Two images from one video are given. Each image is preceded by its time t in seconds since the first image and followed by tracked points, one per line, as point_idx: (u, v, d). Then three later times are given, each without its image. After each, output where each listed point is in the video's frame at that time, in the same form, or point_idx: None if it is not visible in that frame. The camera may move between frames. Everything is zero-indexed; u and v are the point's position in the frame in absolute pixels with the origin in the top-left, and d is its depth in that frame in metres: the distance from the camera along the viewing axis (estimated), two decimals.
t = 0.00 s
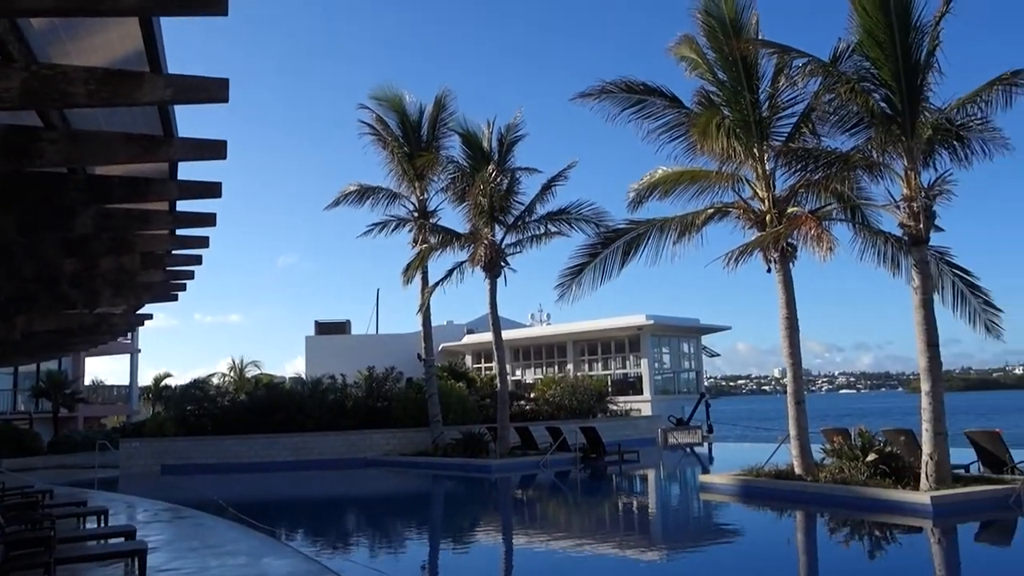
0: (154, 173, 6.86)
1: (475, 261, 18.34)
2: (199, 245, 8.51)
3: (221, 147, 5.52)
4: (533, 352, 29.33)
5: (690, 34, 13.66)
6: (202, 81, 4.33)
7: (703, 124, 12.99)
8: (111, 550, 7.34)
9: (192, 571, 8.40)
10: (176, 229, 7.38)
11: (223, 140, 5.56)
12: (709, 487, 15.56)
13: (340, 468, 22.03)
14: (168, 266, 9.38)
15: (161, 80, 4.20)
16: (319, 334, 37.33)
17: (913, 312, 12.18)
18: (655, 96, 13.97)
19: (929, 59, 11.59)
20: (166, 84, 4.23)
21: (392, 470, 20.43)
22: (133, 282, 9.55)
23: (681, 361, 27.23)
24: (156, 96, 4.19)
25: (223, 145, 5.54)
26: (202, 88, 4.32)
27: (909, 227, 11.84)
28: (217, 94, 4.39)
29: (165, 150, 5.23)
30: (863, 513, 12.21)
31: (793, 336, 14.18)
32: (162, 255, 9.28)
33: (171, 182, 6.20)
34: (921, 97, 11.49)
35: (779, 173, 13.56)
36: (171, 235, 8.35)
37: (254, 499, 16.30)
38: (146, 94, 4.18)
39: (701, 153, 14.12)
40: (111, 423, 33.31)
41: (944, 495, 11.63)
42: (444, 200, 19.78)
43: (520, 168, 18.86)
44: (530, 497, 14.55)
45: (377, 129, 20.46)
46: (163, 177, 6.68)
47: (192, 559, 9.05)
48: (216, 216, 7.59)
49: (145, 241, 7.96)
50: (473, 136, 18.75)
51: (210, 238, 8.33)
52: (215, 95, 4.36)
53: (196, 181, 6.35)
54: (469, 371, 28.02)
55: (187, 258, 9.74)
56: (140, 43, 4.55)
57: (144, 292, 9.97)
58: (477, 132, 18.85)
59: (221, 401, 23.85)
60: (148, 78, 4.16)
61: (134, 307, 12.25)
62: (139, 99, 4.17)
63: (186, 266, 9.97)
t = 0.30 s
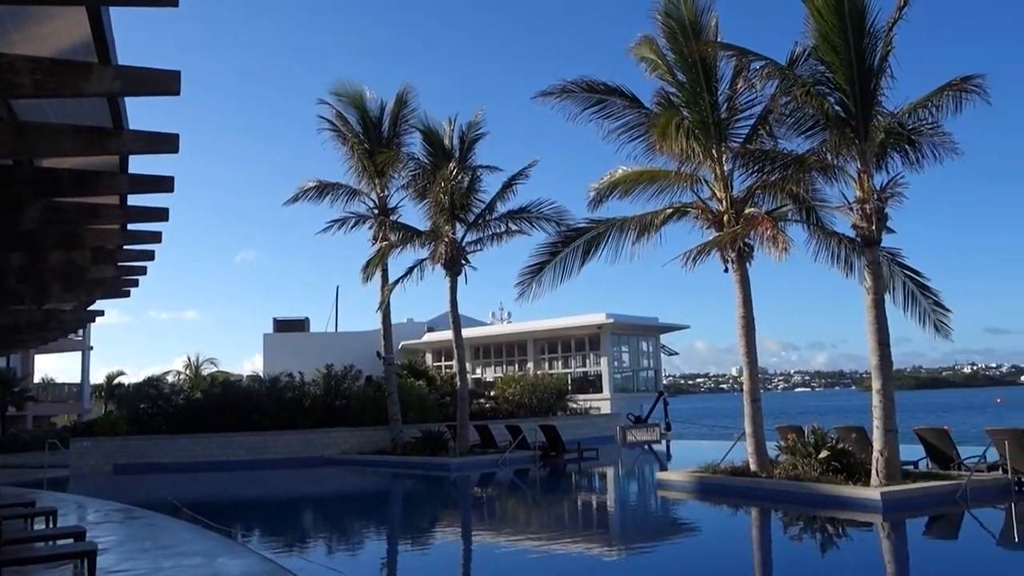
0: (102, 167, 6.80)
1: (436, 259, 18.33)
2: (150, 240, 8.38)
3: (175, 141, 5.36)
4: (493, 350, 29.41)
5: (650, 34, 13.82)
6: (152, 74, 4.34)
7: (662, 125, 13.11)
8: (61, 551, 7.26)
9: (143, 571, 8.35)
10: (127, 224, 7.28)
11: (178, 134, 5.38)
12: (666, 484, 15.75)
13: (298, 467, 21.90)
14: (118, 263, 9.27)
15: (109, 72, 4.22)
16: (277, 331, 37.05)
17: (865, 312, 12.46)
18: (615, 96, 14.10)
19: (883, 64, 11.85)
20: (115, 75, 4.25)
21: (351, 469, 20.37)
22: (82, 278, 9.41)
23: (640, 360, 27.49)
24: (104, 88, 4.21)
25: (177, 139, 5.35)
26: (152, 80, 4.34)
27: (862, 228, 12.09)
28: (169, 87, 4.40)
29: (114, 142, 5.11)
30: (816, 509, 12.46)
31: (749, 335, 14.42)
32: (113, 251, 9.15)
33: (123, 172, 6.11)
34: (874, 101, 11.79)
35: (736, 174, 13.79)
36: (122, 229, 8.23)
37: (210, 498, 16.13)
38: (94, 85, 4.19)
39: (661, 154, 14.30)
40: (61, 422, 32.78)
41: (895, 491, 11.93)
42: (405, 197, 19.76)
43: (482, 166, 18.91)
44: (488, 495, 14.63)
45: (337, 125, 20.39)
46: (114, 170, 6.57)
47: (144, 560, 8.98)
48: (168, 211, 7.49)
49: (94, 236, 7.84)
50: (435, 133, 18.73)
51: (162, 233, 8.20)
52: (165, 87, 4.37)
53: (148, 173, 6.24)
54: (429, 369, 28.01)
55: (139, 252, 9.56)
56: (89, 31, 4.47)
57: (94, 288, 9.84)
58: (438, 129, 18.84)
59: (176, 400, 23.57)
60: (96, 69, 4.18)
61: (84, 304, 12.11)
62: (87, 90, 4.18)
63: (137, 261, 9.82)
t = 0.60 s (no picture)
0: (53, 159, 6.74)
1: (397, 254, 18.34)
2: (103, 233, 8.29)
3: (125, 130, 5.43)
4: (453, 346, 29.46)
5: (611, 33, 13.99)
6: (99, 61, 4.68)
7: (623, 123, 13.25)
8: (11, 550, 7.20)
9: (93, 570, 8.30)
10: (77, 216, 7.21)
11: (132, 124, 5.45)
12: (625, 478, 15.98)
13: (256, 463, 21.78)
14: (69, 256, 9.19)
15: (56, 61, 4.59)
16: (235, 326, 36.73)
17: (818, 309, 12.74)
18: (576, 93, 14.24)
19: (838, 65, 12.10)
20: (63, 63, 4.62)
21: (310, 465, 20.31)
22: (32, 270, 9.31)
23: (600, 356, 27.72)
24: (52, 75, 4.58)
25: (129, 129, 5.43)
26: (98, 68, 4.68)
27: (816, 227, 12.35)
28: (117, 74, 4.74)
29: (65, 132, 5.37)
30: (770, 503, 12.72)
31: (706, 331, 14.67)
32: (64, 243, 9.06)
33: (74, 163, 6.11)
34: (830, 102, 12.02)
35: (695, 172, 13.99)
36: (74, 222, 8.15)
37: (166, 496, 15.99)
38: (42, 72, 4.57)
39: (622, 151, 14.49)
40: (11, 418, 32.17)
41: (846, 485, 12.24)
42: (366, 191, 19.75)
43: (443, 161, 18.97)
44: (449, 490, 14.75)
45: (297, 118, 20.29)
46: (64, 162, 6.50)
47: (95, 559, 8.90)
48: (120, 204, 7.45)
49: (44, 228, 7.77)
50: (396, 127, 18.72)
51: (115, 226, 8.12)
52: (113, 75, 4.72)
53: (101, 165, 6.21)
54: (389, 364, 28.00)
55: (91, 246, 9.47)
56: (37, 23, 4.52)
57: (44, 281, 9.73)
58: (399, 124, 18.84)
59: (130, 395, 23.32)
60: (44, 57, 4.56)
61: (34, 297, 11.95)
62: (34, 76, 4.55)
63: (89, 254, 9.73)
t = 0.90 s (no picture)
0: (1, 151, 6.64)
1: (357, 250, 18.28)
2: (53, 226, 8.18)
3: (76, 122, 5.49)
4: (415, 343, 29.41)
5: (574, 31, 14.08)
6: (50, 51, 4.68)
7: (585, 120, 13.43)
8: None
9: (43, 570, 8.19)
10: (26, 208, 7.12)
11: (80, 115, 5.52)
12: (585, 474, 16.11)
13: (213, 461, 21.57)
14: (17, 249, 9.04)
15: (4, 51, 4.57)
16: (193, 322, 36.29)
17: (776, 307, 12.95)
18: (538, 90, 14.29)
19: (796, 67, 12.30)
20: (11, 53, 4.60)
21: (269, 463, 20.17)
22: None
23: (562, 353, 27.86)
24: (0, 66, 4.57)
25: (77, 120, 5.50)
26: (49, 58, 4.68)
27: (773, 226, 12.56)
28: (67, 64, 4.74)
29: (13, 121, 5.35)
30: (727, 498, 12.92)
31: (666, 329, 14.83)
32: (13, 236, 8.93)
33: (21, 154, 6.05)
34: (788, 103, 12.21)
35: (655, 171, 14.11)
36: (23, 214, 8.04)
37: (120, 494, 15.78)
38: None
39: (583, 149, 14.60)
40: None
41: (800, 480, 12.48)
42: (327, 186, 19.66)
43: (405, 157, 18.95)
44: (409, 488, 14.76)
45: (257, 112, 20.09)
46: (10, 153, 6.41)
47: (45, 559, 8.77)
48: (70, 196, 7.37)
49: None
50: (358, 122, 18.66)
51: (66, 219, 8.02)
52: (63, 64, 4.72)
53: (50, 156, 6.17)
54: (350, 361, 27.89)
55: (41, 239, 9.33)
56: None
57: None
58: (361, 119, 18.78)
59: (83, 392, 22.93)
60: None
61: None
62: None
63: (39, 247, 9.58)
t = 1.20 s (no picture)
0: None
1: (319, 246, 18.17)
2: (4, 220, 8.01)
3: (25, 111, 5.07)
4: (377, 339, 29.29)
5: (538, 28, 14.11)
6: None
7: (549, 118, 13.45)
8: None
9: None
10: None
11: (29, 105, 5.13)
12: (546, 471, 16.17)
13: (170, 458, 21.31)
14: None
15: None
16: (150, 317, 35.82)
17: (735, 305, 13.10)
18: (502, 87, 14.29)
19: (756, 67, 12.43)
20: None
21: (228, 460, 19.96)
22: None
23: (525, 349, 27.90)
24: None
25: (26, 109, 5.08)
26: None
27: (733, 225, 12.71)
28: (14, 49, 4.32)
29: None
30: (686, 493, 13.06)
31: (628, 325, 14.94)
32: None
33: None
34: (748, 103, 12.35)
35: (618, 169, 14.19)
36: None
37: (75, 493, 15.52)
38: None
39: (547, 146, 14.64)
40: None
41: (758, 475, 12.65)
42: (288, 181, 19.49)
43: (368, 152, 18.84)
44: (370, 485, 14.72)
45: (216, 104, 19.84)
46: None
47: None
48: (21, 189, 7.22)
49: None
50: (320, 117, 18.53)
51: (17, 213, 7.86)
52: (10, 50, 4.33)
53: None
54: (311, 358, 27.70)
55: None
56: None
57: None
58: (323, 113, 18.64)
59: (35, 389, 22.48)
60: None
61: None
62: None
63: None
